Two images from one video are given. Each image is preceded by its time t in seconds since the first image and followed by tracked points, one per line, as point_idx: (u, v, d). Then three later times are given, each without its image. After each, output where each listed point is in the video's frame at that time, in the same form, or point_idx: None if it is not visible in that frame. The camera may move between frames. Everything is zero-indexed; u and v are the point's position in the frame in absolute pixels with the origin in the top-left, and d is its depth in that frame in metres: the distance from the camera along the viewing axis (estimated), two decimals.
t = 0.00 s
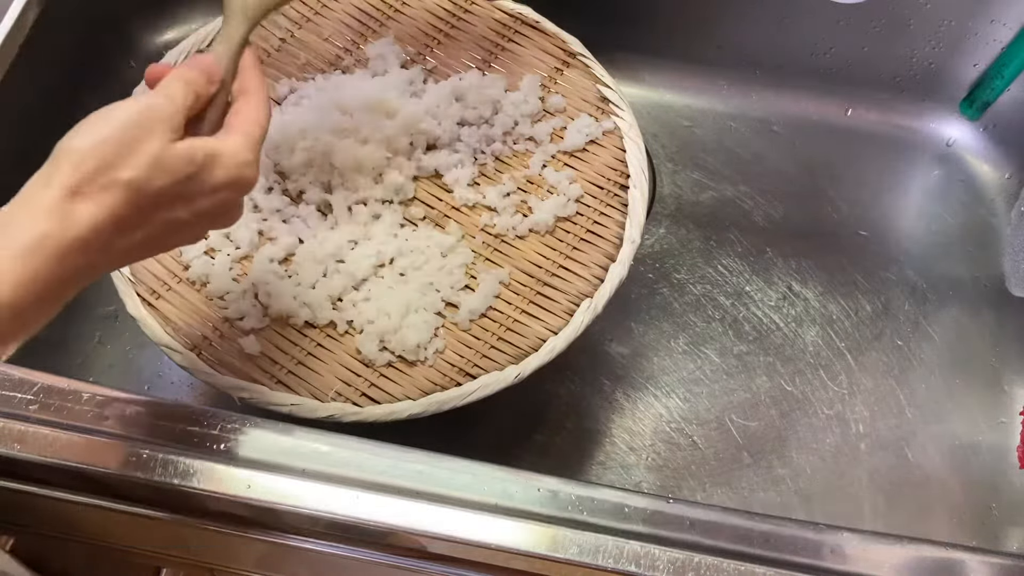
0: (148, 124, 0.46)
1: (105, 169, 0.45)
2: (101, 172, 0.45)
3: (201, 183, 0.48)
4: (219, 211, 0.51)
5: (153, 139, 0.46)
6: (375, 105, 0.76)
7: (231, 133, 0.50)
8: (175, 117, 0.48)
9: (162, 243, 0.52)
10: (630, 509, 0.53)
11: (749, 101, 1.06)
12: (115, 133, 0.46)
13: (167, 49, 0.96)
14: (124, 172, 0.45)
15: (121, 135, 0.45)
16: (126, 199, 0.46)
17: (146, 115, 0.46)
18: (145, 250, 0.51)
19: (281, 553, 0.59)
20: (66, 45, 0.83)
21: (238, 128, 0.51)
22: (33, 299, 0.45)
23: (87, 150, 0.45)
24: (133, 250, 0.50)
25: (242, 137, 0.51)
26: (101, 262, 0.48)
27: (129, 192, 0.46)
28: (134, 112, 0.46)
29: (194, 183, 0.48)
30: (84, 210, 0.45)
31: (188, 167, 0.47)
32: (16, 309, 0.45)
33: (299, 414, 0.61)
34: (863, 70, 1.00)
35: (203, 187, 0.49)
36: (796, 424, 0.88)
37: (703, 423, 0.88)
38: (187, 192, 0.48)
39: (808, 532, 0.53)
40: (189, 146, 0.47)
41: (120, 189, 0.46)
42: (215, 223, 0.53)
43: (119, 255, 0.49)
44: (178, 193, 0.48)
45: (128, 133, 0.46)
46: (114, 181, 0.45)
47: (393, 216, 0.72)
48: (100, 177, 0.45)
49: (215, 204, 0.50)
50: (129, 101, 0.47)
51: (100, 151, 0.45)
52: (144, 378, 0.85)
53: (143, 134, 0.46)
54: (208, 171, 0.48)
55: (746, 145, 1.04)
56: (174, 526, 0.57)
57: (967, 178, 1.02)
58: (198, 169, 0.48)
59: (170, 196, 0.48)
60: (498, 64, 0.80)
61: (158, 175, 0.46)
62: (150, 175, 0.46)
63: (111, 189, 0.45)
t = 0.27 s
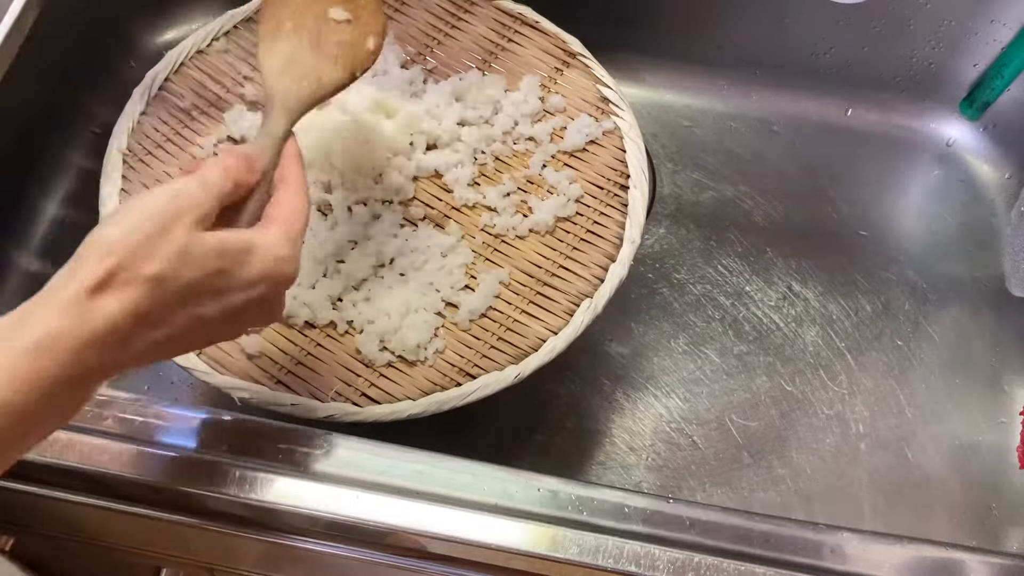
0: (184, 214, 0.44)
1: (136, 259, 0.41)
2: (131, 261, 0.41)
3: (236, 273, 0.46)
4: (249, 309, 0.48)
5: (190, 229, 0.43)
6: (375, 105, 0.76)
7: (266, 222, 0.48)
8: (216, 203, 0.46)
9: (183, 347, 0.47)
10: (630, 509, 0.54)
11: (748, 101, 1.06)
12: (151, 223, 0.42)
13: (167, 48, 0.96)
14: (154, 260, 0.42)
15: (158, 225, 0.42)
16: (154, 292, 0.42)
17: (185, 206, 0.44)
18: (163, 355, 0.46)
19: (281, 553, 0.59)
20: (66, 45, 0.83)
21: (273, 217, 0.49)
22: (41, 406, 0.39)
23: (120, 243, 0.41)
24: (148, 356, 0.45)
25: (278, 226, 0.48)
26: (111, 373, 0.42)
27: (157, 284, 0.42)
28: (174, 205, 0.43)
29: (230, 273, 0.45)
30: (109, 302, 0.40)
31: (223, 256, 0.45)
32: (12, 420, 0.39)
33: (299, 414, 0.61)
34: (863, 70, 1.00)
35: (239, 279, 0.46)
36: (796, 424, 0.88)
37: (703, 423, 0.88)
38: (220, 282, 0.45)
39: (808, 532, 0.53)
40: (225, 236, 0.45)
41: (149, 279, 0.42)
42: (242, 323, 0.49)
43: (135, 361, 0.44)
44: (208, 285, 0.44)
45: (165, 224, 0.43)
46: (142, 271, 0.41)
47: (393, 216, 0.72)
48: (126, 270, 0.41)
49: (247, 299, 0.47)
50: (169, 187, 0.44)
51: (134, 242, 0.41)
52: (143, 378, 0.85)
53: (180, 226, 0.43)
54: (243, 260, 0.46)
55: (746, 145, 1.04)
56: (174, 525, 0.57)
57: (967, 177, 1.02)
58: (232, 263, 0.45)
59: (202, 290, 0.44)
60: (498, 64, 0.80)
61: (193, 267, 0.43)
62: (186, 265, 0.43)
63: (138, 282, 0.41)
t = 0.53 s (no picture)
0: (102, 75, 0.40)
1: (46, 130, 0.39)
2: (42, 131, 0.39)
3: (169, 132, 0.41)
4: (192, 167, 0.43)
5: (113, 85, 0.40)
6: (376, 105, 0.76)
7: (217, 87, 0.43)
8: (150, 57, 0.41)
9: (136, 224, 0.44)
10: (630, 509, 0.54)
11: (748, 101, 1.06)
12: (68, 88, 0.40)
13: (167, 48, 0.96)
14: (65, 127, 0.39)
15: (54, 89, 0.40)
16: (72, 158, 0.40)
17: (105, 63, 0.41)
18: (115, 236, 0.43)
19: (281, 553, 0.59)
20: (66, 45, 0.83)
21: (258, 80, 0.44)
22: None
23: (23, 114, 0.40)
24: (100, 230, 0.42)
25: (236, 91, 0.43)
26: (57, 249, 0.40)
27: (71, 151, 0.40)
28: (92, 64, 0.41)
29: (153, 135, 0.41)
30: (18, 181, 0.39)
31: (150, 112, 0.40)
32: None
33: (300, 415, 0.61)
34: (863, 70, 1.00)
35: (170, 135, 0.41)
36: (796, 424, 0.88)
37: (703, 423, 0.88)
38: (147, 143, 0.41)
39: (808, 532, 0.53)
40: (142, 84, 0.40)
41: (58, 139, 0.39)
42: (196, 180, 0.44)
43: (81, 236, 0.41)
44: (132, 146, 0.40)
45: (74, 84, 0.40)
46: (52, 140, 0.39)
47: (393, 216, 0.73)
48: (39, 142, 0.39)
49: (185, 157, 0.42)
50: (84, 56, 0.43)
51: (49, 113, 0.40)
52: (144, 378, 0.85)
53: (94, 84, 0.40)
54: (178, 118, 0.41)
55: (746, 145, 1.04)
56: (175, 525, 0.57)
57: (967, 177, 1.02)
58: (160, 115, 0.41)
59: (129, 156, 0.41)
60: (498, 64, 0.80)
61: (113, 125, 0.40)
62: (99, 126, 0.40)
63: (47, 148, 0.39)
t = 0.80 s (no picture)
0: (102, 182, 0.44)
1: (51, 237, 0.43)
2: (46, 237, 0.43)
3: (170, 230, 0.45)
4: (191, 261, 0.47)
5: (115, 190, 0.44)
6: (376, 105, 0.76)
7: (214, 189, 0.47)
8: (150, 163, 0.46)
9: (140, 322, 0.47)
10: (630, 509, 0.54)
11: (748, 101, 1.06)
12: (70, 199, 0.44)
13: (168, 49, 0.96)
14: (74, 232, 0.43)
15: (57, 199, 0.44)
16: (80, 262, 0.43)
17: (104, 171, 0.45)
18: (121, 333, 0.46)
19: (280, 553, 0.59)
20: (66, 45, 0.83)
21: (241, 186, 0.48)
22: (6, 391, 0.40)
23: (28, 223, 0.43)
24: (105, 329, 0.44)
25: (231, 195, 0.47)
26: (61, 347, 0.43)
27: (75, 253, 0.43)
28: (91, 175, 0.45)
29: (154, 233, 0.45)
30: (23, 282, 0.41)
31: (151, 211, 0.44)
32: None
33: (300, 415, 0.61)
34: (863, 70, 1.00)
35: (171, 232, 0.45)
36: (797, 424, 0.88)
37: (703, 423, 0.88)
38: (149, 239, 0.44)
39: (808, 532, 0.53)
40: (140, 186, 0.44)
41: (64, 242, 0.43)
42: (194, 276, 0.48)
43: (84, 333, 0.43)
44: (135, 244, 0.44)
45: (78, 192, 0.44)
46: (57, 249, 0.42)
47: (393, 216, 0.73)
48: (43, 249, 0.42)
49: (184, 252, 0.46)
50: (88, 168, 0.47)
51: (57, 220, 0.43)
52: (144, 378, 0.85)
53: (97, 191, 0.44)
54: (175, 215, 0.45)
55: (746, 145, 1.04)
56: (175, 525, 0.57)
57: (967, 177, 1.02)
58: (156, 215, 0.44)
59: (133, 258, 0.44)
60: (498, 64, 0.80)
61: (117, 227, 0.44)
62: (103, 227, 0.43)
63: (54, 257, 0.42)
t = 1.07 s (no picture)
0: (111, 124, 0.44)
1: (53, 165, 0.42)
2: (46, 170, 0.42)
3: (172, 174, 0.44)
4: (189, 211, 0.46)
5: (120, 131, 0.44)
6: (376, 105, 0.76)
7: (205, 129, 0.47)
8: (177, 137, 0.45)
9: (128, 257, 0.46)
10: (630, 509, 0.54)
11: (748, 101, 1.06)
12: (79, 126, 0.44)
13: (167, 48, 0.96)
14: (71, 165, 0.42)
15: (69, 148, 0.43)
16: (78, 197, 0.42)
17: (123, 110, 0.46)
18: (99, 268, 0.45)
19: (280, 553, 0.59)
20: (66, 44, 0.83)
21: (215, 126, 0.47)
22: None
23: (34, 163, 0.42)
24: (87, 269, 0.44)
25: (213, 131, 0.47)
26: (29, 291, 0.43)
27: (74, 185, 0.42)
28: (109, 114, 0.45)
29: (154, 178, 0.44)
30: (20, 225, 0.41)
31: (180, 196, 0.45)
32: None
33: (300, 415, 0.61)
34: (863, 70, 1.00)
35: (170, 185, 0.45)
36: (797, 424, 0.88)
37: (703, 423, 0.88)
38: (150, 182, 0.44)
39: (808, 532, 0.53)
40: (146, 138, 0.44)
41: (74, 198, 0.42)
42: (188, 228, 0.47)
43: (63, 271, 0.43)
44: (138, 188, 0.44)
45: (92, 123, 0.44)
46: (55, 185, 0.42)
47: (393, 216, 0.72)
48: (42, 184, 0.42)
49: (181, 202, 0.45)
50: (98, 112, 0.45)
51: (49, 156, 0.42)
52: (144, 379, 0.85)
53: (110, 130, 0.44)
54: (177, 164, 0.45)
55: (746, 145, 1.04)
56: (175, 525, 0.57)
57: (967, 177, 1.02)
58: (165, 161, 0.44)
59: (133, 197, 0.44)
60: (498, 64, 0.80)
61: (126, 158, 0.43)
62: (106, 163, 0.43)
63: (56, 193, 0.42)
